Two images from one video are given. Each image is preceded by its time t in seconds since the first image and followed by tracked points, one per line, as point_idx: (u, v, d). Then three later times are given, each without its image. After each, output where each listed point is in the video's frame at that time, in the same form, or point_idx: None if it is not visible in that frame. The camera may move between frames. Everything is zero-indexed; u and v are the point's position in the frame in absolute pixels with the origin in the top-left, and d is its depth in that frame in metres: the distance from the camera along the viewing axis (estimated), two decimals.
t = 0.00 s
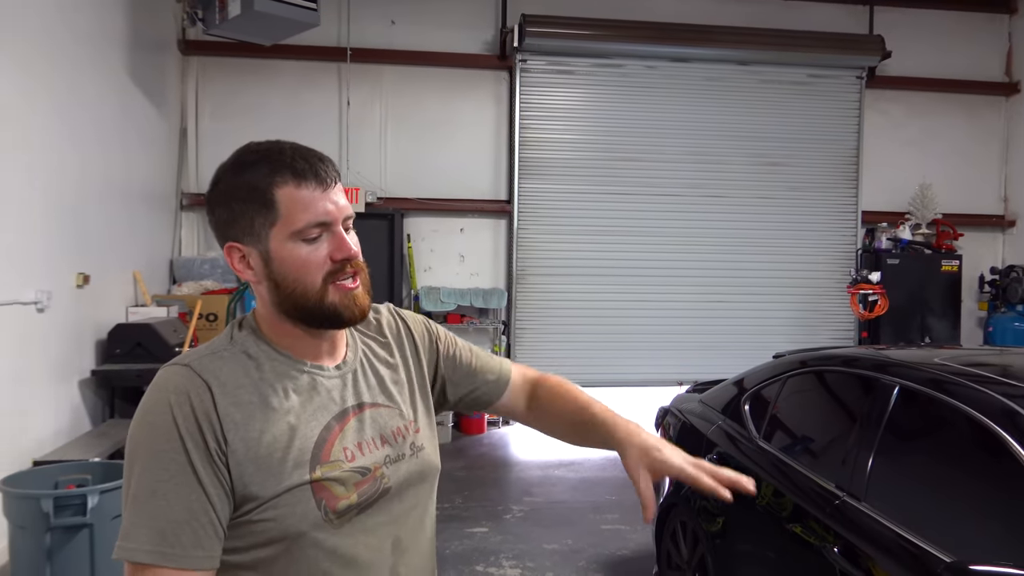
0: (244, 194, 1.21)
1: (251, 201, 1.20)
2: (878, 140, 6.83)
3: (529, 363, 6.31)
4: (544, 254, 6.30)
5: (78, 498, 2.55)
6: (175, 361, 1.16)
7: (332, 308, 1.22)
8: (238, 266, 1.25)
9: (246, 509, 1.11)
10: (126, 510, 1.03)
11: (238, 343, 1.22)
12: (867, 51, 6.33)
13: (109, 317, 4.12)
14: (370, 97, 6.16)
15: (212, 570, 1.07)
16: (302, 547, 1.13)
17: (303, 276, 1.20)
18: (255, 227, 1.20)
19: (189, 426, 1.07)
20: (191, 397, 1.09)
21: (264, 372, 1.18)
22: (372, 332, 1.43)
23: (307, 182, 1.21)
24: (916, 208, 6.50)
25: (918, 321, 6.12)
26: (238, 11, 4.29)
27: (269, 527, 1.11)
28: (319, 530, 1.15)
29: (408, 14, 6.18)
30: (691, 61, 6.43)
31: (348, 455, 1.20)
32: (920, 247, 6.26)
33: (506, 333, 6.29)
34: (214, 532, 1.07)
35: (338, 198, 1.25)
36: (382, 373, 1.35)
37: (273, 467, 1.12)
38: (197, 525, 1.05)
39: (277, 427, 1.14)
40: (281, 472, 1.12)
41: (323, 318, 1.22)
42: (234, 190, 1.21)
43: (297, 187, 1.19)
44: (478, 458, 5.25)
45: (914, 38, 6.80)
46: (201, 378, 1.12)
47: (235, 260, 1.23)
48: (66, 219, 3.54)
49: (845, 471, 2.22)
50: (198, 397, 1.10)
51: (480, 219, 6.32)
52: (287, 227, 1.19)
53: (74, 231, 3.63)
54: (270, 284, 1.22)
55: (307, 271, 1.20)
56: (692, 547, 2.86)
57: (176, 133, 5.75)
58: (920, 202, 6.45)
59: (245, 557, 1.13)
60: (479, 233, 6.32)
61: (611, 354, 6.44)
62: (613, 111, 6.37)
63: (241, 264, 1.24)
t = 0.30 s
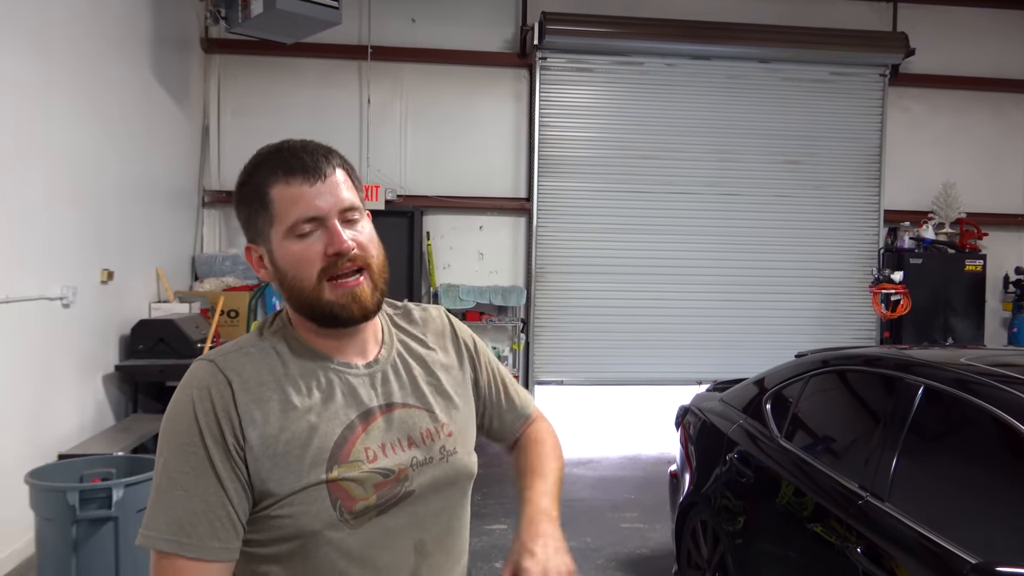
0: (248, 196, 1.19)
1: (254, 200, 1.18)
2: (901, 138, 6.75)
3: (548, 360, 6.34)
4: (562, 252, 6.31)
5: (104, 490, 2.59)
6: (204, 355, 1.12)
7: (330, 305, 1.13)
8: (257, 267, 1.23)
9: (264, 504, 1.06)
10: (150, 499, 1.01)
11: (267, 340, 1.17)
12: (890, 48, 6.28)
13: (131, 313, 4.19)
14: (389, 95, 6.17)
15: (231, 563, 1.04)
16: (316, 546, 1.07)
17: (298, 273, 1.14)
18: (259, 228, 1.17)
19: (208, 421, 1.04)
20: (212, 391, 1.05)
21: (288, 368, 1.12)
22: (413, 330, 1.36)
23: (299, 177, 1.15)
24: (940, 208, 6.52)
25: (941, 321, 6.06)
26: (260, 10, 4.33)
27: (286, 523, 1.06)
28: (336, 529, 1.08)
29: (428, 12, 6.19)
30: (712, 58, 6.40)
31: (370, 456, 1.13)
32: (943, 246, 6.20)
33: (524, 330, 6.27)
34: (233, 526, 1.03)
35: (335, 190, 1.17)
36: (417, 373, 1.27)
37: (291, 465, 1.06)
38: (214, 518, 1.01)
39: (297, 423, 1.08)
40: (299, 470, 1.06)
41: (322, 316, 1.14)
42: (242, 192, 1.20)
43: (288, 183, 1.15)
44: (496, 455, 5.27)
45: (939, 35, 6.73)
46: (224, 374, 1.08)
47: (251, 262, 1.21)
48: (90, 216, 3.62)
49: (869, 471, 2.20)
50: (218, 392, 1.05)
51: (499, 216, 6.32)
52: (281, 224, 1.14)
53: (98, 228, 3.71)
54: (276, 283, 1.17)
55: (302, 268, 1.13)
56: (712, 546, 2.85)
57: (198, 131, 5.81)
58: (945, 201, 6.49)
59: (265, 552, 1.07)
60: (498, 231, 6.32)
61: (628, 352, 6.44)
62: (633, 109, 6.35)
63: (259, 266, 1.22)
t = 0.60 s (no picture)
0: (297, 173, 1.19)
1: (301, 177, 1.18)
2: (917, 131, 6.70)
3: (560, 351, 6.36)
4: (573, 244, 6.32)
5: (120, 478, 2.61)
6: (238, 330, 1.13)
7: (368, 287, 1.14)
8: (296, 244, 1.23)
9: (289, 482, 1.06)
10: (177, 467, 1.02)
11: (300, 318, 1.18)
12: (907, 39, 6.24)
13: (145, 303, 4.23)
14: (402, 87, 6.17)
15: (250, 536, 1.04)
16: (340, 525, 1.07)
17: (340, 252, 1.14)
18: (305, 205, 1.17)
19: (240, 395, 1.04)
20: (246, 365, 1.06)
21: (319, 348, 1.13)
22: (440, 323, 1.35)
23: (351, 159, 1.16)
24: (956, 200, 6.35)
25: (956, 314, 6.03)
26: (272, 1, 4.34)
27: (310, 502, 1.06)
28: (359, 511, 1.09)
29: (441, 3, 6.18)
30: (727, 50, 6.36)
31: (395, 440, 1.14)
32: (959, 239, 6.15)
33: (536, 322, 6.30)
34: (256, 501, 1.04)
35: (385, 176, 1.18)
36: (444, 363, 1.26)
37: (318, 444, 1.07)
38: (238, 491, 1.02)
39: (325, 404, 1.09)
40: (327, 449, 1.07)
41: (359, 297, 1.15)
42: (291, 168, 1.20)
43: (339, 163, 1.15)
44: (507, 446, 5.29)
45: (957, 26, 6.66)
46: (257, 349, 1.08)
47: (292, 239, 1.21)
48: (104, 205, 3.67)
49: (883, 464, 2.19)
50: (252, 367, 1.06)
51: (512, 208, 6.31)
52: (327, 204, 1.14)
53: (112, 218, 3.75)
54: (315, 261, 1.17)
55: (344, 248, 1.14)
56: (724, 538, 2.85)
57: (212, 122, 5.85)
58: (960, 194, 6.31)
59: (286, 529, 1.08)
60: (510, 222, 6.32)
61: (638, 345, 6.44)
62: (646, 101, 6.34)
63: (300, 244, 1.22)
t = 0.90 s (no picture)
0: (327, 161, 1.16)
1: (334, 166, 1.15)
2: (933, 120, 6.64)
3: (571, 343, 6.37)
4: (585, 234, 6.32)
5: (134, 466, 2.65)
6: (258, 320, 1.11)
7: (402, 282, 1.13)
8: (322, 233, 1.20)
9: (314, 472, 1.06)
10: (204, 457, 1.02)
11: (318, 309, 1.16)
12: (922, 28, 6.19)
13: (159, 293, 4.26)
14: (415, 76, 6.17)
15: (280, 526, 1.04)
16: (363, 515, 1.07)
17: (376, 247, 1.12)
18: (336, 195, 1.14)
19: (264, 386, 1.04)
20: (268, 356, 1.05)
21: (340, 338, 1.12)
22: (458, 312, 1.34)
23: (389, 152, 1.14)
24: (971, 190, 6.35)
25: (971, 306, 5.99)
26: None
27: (334, 491, 1.06)
28: (382, 501, 1.08)
29: None
30: (740, 39, 6.32)
31: (416, 430, 1.13)
32: (976, 231, 6.07)
33: (547, 313, 6.30)
34: (284, 490, 1.04)
35: (420, 170, 1.16)
36: (462, 353, 1.26)
37: (342, 434, 1.07)
38: (266, 481, 1.02)
39: (348, 395, 1.08)
40: (349, 440, 1.07)
41: (393, 292, 1.14)
42: (321, 156, 1.17)
43: (377, 156, 1.13)
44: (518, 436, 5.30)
45: (974, 14, 6.59)
46: (280, 340, 1.07)
47: (319, 228, 1.19)
48: (118, 195, 3.70)
49: (897, 456, 2.17)
50: (274, 358, 1.05)
51: (523, 198, 6.30)
52: (362, 196, 1.12)
53: (125, 206, 3.77)
54: (346, 253, 1.15)
55: (380, 242, 1.12)
56: (736, 528, 2.85)
57: (224, 112, 5.87)
58: (976, 184, 6.29)
59: (312, 518, 1.08)
60: (522, 213, 6.31)
61: (648, 337, 6.45)
62: (658, 91, 6.32)
63: (327, 234, 1.19)
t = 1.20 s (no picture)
0: (331, 151, 1.14)
1: (339, 156, 1.13)
2: (946, 109, 6.58)
3: (579, 332, 6.39)
4: (594, 223, 6.31)
5: (147, 453, 2.64)
6: (273, 314, 1.09)
7: (425, 261, 1.14)
8: (328, 224, 1.18)
9: (342, 458, 1.04)
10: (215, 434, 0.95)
11: (332, 298, 1.14)
12: (936, 16, 6.14)
13: (170, 281, 4.29)
14: (424, 65, 6.15)
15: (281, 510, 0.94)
16: (397, 499, 1.06)
17: (395, 229, 1.12)
18: (345, 184, 1.13)
19: (287, 369, 1.00)
20: (291, 343, 1.03)
21: (359, 324, 1.11)
22: (458, 289, 1.34)
23: (394, 134, 1.13)
24: (984, 179, 6.33)
25: (983, 296, 5.95)
26: None
27: (367, 479, 1.04)
28: (416, 484, 1.07)
29: None
30: (752, 27, 6.28)
31: (439, 410, 1.12)
32: (989, 220, 6.04)
33: (557, 303, 6.30)
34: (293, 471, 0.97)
35: (426, 150, 1.16)
36: (472, 334, 1.26)
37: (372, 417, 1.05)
38: (280, 461, 0.95)
39: (373, 378, 1.07)
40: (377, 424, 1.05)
41: (417, 272, 1.14)
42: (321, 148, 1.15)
43: (386, 139, 1.11)
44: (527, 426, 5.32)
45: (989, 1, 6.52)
46: (302, 328, 1.06)
47: (325, 219, 1.17)
48: (129, 183, 3.71)
49: (910, 446, 2.15)
50: (298, 343, 1.03)
51: (533, 187, 6.29)
52: (376, 180, 1.11)
53: (135, 193, 3.79)
54: (361, 241, 1.14)
55: (398, 225, 1.12)
56: (747, 518, 2.85)
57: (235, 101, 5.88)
58: (989, 173, 6.27)
59: (340, 508, 1.05)
60: (531, 203, 6.30)
61: (657, 327, 6.45)
62: (668, 79, 6.28)
63: (334, 225, 1.17)
